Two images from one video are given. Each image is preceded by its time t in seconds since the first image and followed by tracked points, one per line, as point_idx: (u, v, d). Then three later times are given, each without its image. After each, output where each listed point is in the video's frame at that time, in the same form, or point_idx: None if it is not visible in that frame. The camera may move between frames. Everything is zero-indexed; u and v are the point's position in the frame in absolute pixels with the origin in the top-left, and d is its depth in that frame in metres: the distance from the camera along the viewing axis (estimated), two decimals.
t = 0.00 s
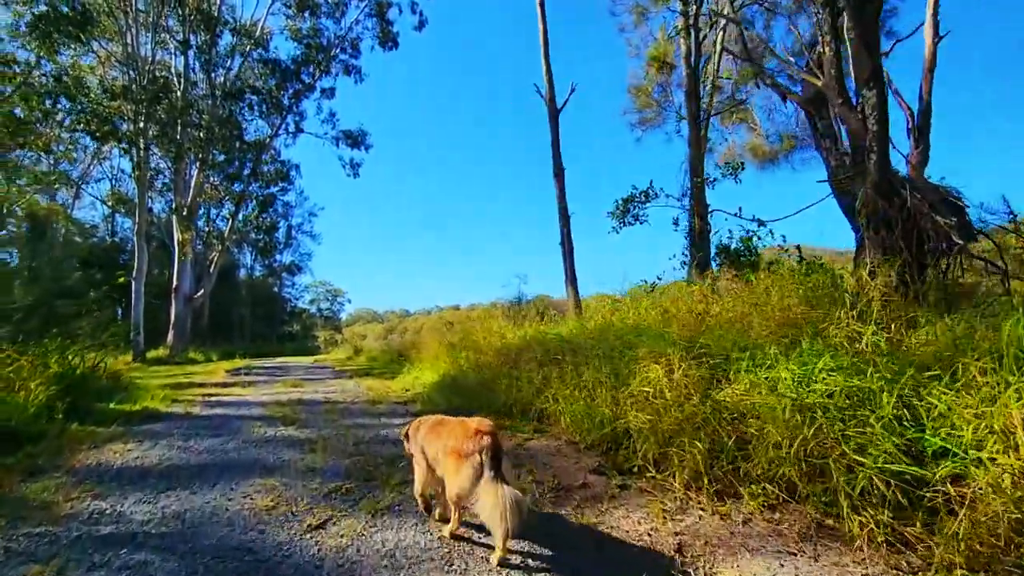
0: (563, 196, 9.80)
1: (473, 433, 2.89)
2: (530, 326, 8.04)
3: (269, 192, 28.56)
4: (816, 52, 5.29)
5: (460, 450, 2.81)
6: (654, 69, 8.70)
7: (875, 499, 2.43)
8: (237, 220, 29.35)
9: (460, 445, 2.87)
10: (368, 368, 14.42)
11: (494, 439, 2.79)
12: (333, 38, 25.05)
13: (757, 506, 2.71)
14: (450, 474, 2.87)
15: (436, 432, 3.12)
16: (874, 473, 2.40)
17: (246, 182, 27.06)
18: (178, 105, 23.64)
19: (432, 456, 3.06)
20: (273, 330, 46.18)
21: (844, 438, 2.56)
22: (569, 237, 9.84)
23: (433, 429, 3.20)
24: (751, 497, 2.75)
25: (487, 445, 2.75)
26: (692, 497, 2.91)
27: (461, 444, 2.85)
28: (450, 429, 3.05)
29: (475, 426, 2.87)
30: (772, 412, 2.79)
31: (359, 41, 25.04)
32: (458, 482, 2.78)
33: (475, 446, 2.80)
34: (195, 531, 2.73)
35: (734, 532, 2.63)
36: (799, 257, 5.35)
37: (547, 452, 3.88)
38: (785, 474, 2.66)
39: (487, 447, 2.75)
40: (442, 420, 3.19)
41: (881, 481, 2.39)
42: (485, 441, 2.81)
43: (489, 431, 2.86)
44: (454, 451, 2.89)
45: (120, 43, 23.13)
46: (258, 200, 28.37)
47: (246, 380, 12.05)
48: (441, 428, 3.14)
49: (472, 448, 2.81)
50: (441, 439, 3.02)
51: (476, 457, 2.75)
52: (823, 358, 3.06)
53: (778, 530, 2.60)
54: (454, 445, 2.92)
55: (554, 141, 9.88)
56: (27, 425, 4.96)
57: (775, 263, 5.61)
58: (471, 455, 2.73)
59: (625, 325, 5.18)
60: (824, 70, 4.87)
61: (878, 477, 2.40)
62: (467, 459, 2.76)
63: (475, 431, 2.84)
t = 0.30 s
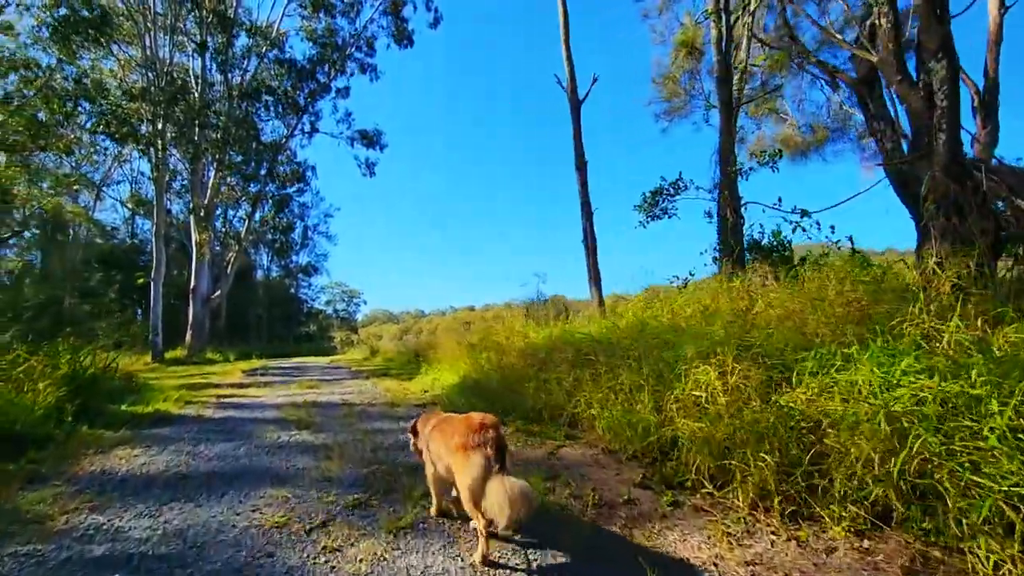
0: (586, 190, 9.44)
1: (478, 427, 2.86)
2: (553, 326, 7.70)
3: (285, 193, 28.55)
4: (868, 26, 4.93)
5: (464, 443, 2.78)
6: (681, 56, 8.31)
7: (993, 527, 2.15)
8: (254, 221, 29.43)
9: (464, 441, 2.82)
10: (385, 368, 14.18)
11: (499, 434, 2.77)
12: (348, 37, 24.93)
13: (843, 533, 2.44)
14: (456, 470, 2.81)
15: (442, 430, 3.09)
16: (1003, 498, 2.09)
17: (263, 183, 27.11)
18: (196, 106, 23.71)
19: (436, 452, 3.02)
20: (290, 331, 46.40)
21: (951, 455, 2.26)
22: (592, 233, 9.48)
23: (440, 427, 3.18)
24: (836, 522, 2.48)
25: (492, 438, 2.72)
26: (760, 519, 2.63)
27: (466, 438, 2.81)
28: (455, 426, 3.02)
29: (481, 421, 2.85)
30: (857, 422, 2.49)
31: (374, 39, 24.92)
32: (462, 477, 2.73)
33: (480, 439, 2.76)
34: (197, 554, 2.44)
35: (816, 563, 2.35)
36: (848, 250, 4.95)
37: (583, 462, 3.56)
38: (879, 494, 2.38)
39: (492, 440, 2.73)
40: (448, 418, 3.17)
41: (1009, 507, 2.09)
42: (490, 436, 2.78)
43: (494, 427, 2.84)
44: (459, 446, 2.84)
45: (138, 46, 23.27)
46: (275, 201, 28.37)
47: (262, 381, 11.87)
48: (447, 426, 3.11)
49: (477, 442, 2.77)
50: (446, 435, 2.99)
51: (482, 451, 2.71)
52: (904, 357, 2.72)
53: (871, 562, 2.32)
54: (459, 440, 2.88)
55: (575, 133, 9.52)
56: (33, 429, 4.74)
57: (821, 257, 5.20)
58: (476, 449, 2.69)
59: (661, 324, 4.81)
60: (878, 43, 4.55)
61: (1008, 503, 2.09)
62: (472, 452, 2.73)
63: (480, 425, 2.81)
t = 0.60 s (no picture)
0: (610, 186, 9.10)
1: (488, 422, 2.84)
2: (578, 327, 7.39)
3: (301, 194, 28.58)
4: None
5: (472, 438, 2.79)
6: (712, 43, 7.98)
7: None
8: (271, 222, 29.56)
9: (475, 437, 2.80)
10: (402, 369, 13.98)
11: (506, 427, 2.74)
12: (364, 36, 24.83)
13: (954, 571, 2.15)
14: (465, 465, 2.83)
15: (455, 425, 3.11)
16: None
17: (280, 184, 27.19)
18: (214, 108, 23.80)
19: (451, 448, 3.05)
20: (307, 331, 46.64)
21: None
22: (616, 230, 9.14)
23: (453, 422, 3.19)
24: (940, 556, 2.20)
25: (498, 433, 2.71)
26: (849, 551, 2.36)
27: (475, 434, 2.82)
28: (469, 421, 3.04)
29: (489, 415, 2.84)
30: (970, 445, 2.21)
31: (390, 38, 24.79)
32: (472, 472, 2.75)
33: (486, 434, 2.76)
34: None
35: None
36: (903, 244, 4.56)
37: (624, 477, 3.26)
38: (999, 528, 2.08)
39: (498, 436, 2.70)
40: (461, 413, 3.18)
41: None
42: (497, 431, 2.75)
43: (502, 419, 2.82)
44: (469, 442, 2.85)
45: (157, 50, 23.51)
46: (291, 202, 28.46)
47: (279, 383, 11.73)
48: (460, 421, 3.13)
49: (483, 437, 2.77)
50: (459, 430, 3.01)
51: (487, 446, 2.71)
52: (1008, 364, 2.42)
53: None
54: (470, 437, 2.87)
55: (598, 126, 9.17)
56: (41, 435, 4.56)
57: (872, 251, 4.81)
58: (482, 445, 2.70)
59: (701, 325, 4.48)
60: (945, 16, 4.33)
61: None
62: (479, 447, 2.73)
63: (488, 419, 2.81)
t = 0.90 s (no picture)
0: (637, 183, 8.70)
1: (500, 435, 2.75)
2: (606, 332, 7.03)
3: (319, 196, 28.57)
4: None
5: (484, 450, 2.68)
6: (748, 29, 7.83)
7: None
8: (289, 224, 29.61)
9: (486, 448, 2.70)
10: (421, 373, 13.73)
11: (520, 440, 2.65)
12: (380, 36, 24.68)
13: None
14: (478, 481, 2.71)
15: (463, 438, 3.02)
16: None
17: (297, 186, 27.22)
18: (233, 110, 23.88)
19: (459, 461, 2.95)
20: (325, 333, 46.82)
21: None
22: (644, 230, 8.73)
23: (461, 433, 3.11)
24: None
25: (512, 445, 2.61)
26: None
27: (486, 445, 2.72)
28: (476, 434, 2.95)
29: (502, 427, 2.75)
30: None
31: (406, 38, 24.61)
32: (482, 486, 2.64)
33: (499, 447, 2.66)
34: None
35: None
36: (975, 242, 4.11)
37: (678, 509, 2.92)
38: None
39: (512, 448, 2.61)
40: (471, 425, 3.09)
41: None
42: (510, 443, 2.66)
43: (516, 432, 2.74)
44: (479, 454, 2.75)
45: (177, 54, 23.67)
46: (309, 204, 28.46)
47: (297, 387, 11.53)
48: (469, 434, 3.03)
49: (496, 449, 2.67)
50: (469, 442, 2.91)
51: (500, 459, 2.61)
52: None
53: None
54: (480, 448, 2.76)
55: (623, 121, 8.78)
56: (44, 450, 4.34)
57: (938, 250, 4.37)
58: (495, 456, 2.59)
59: (749, 334, 4.09)
60: None
61: None
62: (491, 461, 2.63)
63: (501, 433, 2.71)
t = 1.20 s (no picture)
0: (667, 183, 8.26)
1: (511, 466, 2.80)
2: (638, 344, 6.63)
3: (337, 199, 28.60)
4: None
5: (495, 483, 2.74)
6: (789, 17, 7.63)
7: None
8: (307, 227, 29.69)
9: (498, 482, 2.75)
10: (441, 380, 13.46)
11: (530, 472, 2.71)
12: (397, 38, 24.51)
13: None
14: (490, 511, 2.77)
15: (475, 465, 3.05)
16: None
17: (316, 190, 27.23)
18: (252, 114, 23.97)
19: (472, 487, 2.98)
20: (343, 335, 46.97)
21: None
22: (675, 233, 8.29)
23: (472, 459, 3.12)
24: None
25: (524, 480, 2.66)
26: None
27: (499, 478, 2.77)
28: (487, 461, 2.98)
29: (511, 457, 2.80)
30: None
31: (424, 40, 24.43)
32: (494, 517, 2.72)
33: (510, 479, 2.72)
34: None
35: None
36: None
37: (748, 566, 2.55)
38: None
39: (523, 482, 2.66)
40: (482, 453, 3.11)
41: None
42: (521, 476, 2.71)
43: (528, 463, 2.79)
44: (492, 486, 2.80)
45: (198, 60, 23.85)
46: (327, 207, 28.48)
47: (315, 395, 11.32)
48: (479, 462, 3.07)
49: (507, 481, 2.73)
50: (480, 472, 2.96)
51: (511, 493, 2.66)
52: None
53: None
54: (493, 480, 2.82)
55: (652, 118, 8.36)
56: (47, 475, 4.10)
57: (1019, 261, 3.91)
58: (506, 491, 2.64)
59: (809, 353, 3.67)
60: None
61: None
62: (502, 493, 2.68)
63: (511, 464, 2.76)
